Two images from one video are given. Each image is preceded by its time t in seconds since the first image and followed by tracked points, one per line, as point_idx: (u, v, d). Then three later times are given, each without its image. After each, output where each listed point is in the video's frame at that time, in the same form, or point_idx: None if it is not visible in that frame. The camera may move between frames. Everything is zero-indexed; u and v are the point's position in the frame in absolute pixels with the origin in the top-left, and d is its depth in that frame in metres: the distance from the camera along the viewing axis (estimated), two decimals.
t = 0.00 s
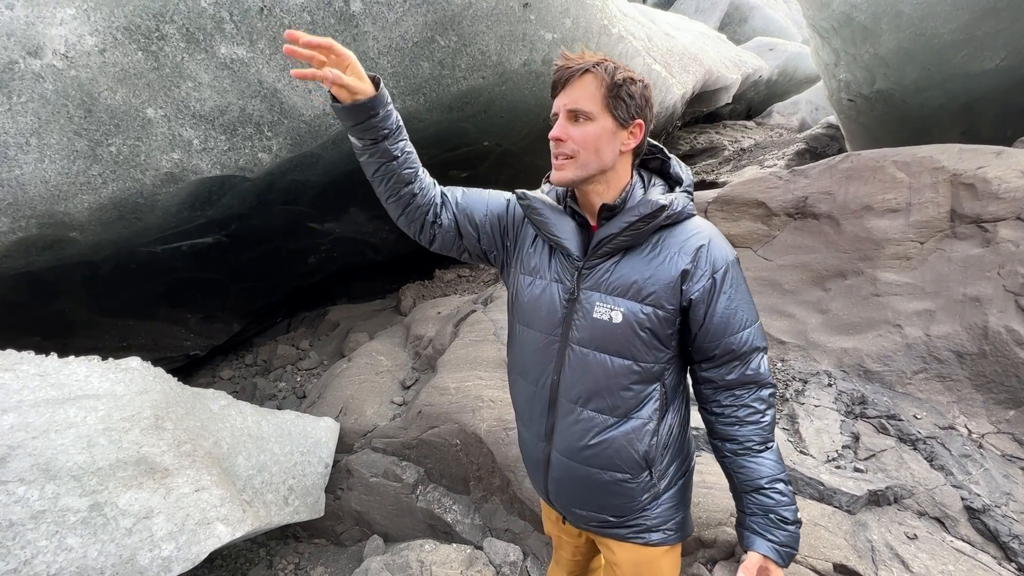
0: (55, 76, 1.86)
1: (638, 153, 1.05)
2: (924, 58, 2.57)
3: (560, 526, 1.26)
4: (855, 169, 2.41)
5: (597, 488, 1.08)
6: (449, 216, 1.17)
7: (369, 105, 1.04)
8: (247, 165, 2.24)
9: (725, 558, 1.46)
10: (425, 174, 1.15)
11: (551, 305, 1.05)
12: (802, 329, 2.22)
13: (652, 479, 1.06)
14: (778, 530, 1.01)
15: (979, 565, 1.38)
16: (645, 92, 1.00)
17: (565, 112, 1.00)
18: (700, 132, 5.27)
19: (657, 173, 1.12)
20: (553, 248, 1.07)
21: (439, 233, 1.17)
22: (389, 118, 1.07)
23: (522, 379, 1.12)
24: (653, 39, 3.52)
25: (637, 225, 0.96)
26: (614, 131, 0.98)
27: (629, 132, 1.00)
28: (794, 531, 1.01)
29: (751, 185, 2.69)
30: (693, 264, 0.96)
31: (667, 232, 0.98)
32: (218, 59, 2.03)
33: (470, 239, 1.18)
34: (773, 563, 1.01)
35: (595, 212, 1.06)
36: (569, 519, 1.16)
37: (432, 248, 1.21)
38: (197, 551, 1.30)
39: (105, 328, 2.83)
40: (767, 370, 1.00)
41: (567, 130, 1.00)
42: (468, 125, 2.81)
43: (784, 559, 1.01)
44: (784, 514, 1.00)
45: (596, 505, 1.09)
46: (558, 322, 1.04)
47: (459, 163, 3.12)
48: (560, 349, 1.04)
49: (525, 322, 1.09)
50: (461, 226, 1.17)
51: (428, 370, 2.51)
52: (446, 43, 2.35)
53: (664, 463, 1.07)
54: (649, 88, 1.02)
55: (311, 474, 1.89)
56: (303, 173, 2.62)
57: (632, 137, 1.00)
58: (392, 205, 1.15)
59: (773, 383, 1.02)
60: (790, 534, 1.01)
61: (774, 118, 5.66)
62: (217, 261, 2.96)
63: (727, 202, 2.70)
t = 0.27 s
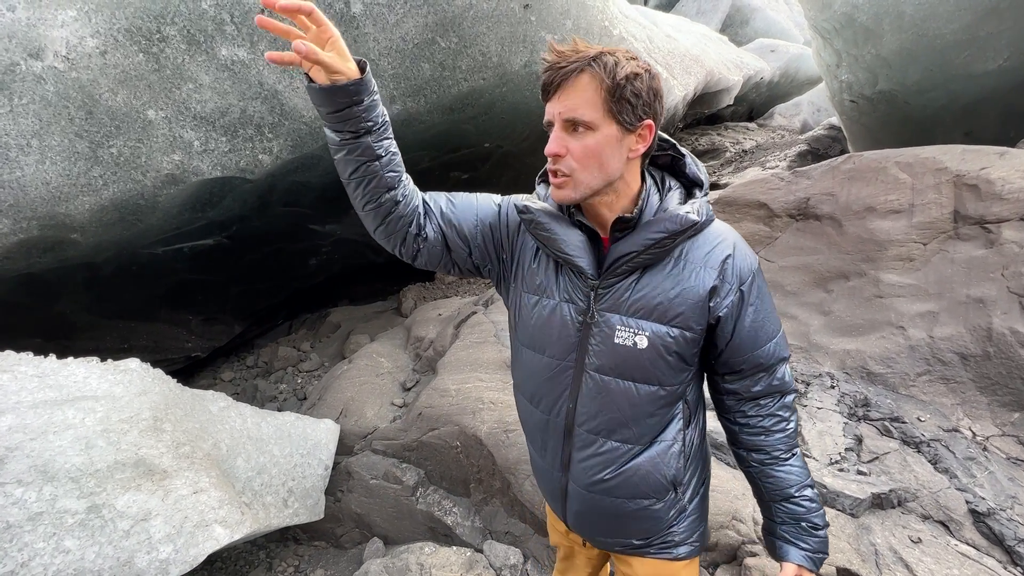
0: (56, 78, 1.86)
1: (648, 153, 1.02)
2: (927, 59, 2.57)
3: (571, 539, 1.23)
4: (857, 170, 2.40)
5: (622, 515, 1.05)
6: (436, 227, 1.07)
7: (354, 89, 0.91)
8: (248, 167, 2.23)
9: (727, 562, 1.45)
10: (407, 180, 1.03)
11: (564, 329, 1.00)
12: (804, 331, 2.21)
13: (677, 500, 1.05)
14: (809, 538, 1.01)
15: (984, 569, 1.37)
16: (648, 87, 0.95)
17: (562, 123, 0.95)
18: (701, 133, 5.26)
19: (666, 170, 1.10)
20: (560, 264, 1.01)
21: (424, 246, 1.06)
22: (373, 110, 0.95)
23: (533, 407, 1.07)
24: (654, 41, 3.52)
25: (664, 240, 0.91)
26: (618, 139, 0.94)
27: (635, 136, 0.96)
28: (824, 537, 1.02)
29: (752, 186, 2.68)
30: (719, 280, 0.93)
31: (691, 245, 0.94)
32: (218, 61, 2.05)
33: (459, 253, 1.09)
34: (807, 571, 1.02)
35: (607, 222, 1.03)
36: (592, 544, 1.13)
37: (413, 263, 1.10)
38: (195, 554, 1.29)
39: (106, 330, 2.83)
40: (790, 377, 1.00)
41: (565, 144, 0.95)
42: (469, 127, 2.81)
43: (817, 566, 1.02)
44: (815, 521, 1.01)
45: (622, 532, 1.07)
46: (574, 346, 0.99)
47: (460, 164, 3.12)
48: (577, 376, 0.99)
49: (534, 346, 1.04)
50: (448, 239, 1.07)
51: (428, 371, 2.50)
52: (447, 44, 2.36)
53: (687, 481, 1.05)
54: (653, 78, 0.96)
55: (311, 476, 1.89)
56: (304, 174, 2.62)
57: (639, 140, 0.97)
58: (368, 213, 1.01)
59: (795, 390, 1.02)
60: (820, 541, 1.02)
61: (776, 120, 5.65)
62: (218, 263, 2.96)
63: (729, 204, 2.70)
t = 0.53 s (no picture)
0: (60, 82, 1.88)
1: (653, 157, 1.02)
2: (927, 63, 2.58)
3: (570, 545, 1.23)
4: (857, 173, 2.41)
5: (626, 527, 1.05)
6: (432, 238, 1.06)
7: (306, 119, 0.89)
8: (250, 170, 2.25)
9: (726, 564, 1.45)
10: (395, 195, 1.02)
11: (566, 337, 1.00)
12: (805, 333, 2.21)
13: (681, 508, 1.05)
14: (823, 551, 1.02)
15: (985, 572, 1.36)
16: (658, 90, 0.95)
17: (574, 122, 0.93)
18: (702, 137, 5.28)
19: (665, 171, 1.10)
20: (561, 269, 1.01)
21: (423, 258, 1.06)
22: (333, 134, 0.93)
23: (535, 416, 1.07)
24: (654, 44, 3.53)
25: (670, 247, 0.91)
26: (633, 141, 0.94)
27: (646, 139, 0.96)
28: (837, 549, 1.02)
29: (753, 189, 2.69)
30: (724, 286, 0.93)
31: (695, 251, 0.94)
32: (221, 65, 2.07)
33: (460, 261, 1.09)
34: None
35: (611, 226, 1.03)
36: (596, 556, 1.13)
37: (416, 276, 1.10)
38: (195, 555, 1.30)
39: (109, 332, 2.84)
40: (797, 384, 1.00)
41: (579, 146, 0.93)
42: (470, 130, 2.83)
43: None
44: (826, 532, 1.02)
45: (626, 543, 1.07)
46: (577, 354, 0.99)
47: (461, 167, 3.13)
48: (581, 385, 0.99)
49: (536, 354, 1.04)
50: (446, 248, 1.07)
51: (429, 374, 2.51)
52: (448, 49, 2.37)
53: (692, 490, 1.06)
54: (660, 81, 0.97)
55: (312, 478, 1.89)
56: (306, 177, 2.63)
57: (649, 143, 0.97)
58: (361, 237, 1.02)
59: (802, 397, 1.02)
60: (832, 551, 1.02)
61: (776, 123, 5.66)
62: (220, 265, 2.97)
63: (729, 207, 2.71)
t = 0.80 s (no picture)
0: (67, 86, 1.90)
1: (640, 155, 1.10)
2: (923, 67, 2.60)
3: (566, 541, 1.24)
4: (854, 176, 2.43)
5: (621, 513, 1.05)
6: (434, 242, 1.09)
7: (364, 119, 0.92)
8: (253, 173, 2.30)
9: (725, 564, 1.45)
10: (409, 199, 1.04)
11: (562, 322, 1.02)
12: (803, 335, 2.22)
13: (675, 495, 1.06)
14: (808, 536, 0.96)
15: (981, 571, 1.38)
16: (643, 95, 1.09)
17: (594, 111, 0.98)
18: (702, 141, 5.30)
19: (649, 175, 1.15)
20: (556, 260, 1.05)
21: (422, 259, 1.08)
22: (379, 136, 0.95)
23: (532, 404, 1.08)
24: (654, 49, 3.56)
25: (656, 233, 0.97)
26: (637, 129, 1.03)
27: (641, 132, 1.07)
28: (824, 537, 0.96)
29: (752, 193, 2.71)
30: (708, 272, 0.98)
31: (679, 240, 1.00)
32: (226, 70, 2.07)
33: (457, 264, 1.12)
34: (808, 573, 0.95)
35: (604, 218, 1.06)
36: (589, 547, 1.13)
37: (406, 273, 1.11)
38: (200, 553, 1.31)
39: (112, 334, 2.86)
40: (780, 369, 1.00)
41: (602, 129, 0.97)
42: (471, 134, 2.85)
43: (818, 569, 0.95)
44: (812, 519, 0.96)
45: (620, 530, 1.07)
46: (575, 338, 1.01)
47: (462, 171, 3.16)
48: (577, 369, 1.01)
49: (533, 342, 1.06)
50: (446, 254, 1.10)
51: (430, 375, 2.53)
52: (450, 53, 2.40)
53: (685, 477, 1.07)
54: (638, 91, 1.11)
55: (313, 479, 1.91)
56: (309, 181, 2.66)
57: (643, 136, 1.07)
58: (372, 230, 1.02)
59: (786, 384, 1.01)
60: (819, 542, 0.96)
61: (776, 127, 5.68)
62: (222, 268, 2.99)
63: (728, 210, 2.74)
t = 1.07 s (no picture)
0: (75, 92, 1.93)
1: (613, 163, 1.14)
2: (918, 73, 2.63)
3: (566, 539, 1.26)
4: (850, 181, 2.46)
5: (632, 500, 1.06)
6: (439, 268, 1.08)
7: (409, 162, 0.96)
8: (257, 177, 2.34)
9: (722, 563, 1.46)
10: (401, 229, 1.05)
11: (564, 318, 1.05)
12: (800, 339, 2.24)
13: (680, 478, 1.08)
14: (790, 496, 1.00)
15: (974, 570, 1.39)
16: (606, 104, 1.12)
17: (565, 133, 1.02)
18: (701, 145, 5.33)
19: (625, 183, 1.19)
20: (551, 263, 1.08)
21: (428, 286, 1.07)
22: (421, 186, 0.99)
23: (540, 398, 1.09)
24: (653, 55, 3.60)
25: (641, 228, 1.02)
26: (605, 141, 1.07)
27: (610, 141, 1.10)
28: (806, 496, 1.00)
29: (750, 197, 2.74)
30: (690, 260, 1.04)
31: (660, 233, 1.06)
32: (231, 76, 2.11)
33: (463, 289, 1.10)
34: (791, 530, 0.99)
35: (586, 225, 1.10)
36: (601, 542, 1.12)
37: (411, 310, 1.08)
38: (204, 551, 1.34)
39: (115, 337, 2.88)
40: (757, 346, 1.06)
41: (574, 149, 1.01)
42: (472, 139, 2.89)
43: (802, 528, 0.99)
44: (794, 480, 1.01)
45: (631, 519, 1.07)
46: (579, 328, 1.04)
47: (463, 175, 3.19)
48: (581, 360, 1.04)
49: (537, 342, 1.08)
50: (452, 281, 1.09)
51: (431, 378, 2.55)
52: (451, 60, 2.43)
53: (686, 461, 1.09)
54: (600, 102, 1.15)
55: (315, 480, 1.93)
56: (311, 185, 2.69)
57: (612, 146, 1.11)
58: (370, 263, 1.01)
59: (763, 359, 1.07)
60: (801, 503, 1.00)
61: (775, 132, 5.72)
62: (225, 271, 3.02)
63: (726, 214, 2.76)
